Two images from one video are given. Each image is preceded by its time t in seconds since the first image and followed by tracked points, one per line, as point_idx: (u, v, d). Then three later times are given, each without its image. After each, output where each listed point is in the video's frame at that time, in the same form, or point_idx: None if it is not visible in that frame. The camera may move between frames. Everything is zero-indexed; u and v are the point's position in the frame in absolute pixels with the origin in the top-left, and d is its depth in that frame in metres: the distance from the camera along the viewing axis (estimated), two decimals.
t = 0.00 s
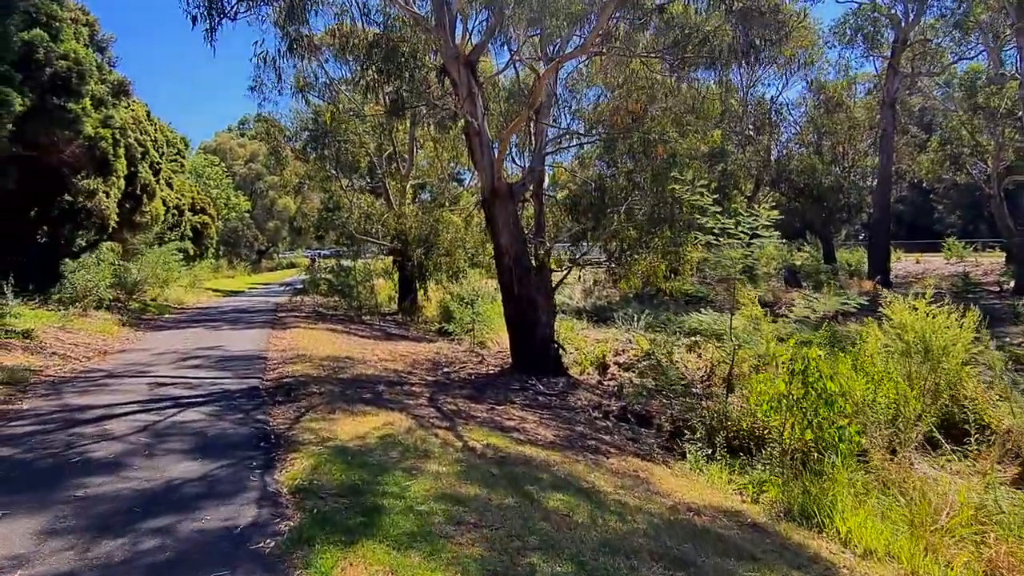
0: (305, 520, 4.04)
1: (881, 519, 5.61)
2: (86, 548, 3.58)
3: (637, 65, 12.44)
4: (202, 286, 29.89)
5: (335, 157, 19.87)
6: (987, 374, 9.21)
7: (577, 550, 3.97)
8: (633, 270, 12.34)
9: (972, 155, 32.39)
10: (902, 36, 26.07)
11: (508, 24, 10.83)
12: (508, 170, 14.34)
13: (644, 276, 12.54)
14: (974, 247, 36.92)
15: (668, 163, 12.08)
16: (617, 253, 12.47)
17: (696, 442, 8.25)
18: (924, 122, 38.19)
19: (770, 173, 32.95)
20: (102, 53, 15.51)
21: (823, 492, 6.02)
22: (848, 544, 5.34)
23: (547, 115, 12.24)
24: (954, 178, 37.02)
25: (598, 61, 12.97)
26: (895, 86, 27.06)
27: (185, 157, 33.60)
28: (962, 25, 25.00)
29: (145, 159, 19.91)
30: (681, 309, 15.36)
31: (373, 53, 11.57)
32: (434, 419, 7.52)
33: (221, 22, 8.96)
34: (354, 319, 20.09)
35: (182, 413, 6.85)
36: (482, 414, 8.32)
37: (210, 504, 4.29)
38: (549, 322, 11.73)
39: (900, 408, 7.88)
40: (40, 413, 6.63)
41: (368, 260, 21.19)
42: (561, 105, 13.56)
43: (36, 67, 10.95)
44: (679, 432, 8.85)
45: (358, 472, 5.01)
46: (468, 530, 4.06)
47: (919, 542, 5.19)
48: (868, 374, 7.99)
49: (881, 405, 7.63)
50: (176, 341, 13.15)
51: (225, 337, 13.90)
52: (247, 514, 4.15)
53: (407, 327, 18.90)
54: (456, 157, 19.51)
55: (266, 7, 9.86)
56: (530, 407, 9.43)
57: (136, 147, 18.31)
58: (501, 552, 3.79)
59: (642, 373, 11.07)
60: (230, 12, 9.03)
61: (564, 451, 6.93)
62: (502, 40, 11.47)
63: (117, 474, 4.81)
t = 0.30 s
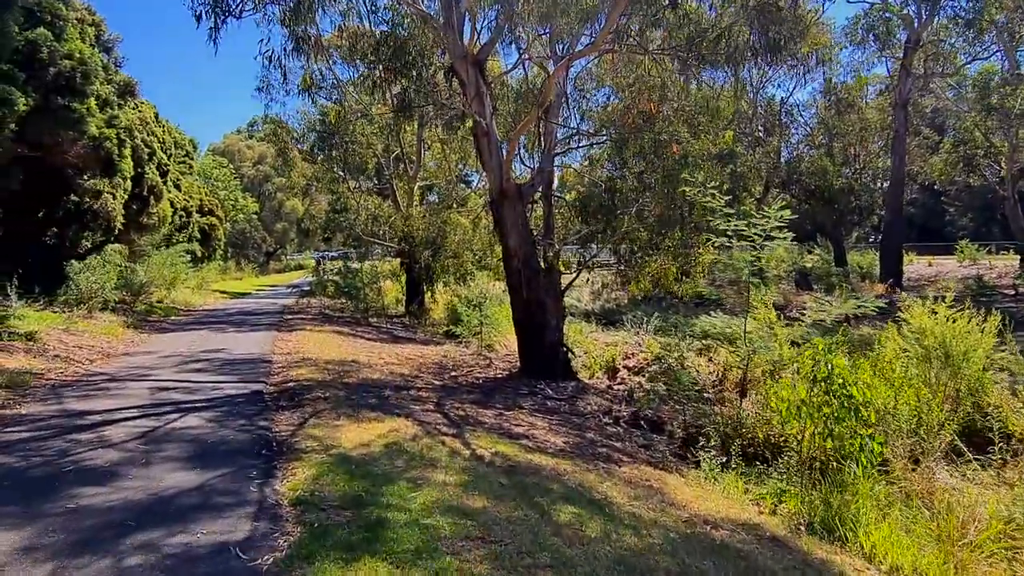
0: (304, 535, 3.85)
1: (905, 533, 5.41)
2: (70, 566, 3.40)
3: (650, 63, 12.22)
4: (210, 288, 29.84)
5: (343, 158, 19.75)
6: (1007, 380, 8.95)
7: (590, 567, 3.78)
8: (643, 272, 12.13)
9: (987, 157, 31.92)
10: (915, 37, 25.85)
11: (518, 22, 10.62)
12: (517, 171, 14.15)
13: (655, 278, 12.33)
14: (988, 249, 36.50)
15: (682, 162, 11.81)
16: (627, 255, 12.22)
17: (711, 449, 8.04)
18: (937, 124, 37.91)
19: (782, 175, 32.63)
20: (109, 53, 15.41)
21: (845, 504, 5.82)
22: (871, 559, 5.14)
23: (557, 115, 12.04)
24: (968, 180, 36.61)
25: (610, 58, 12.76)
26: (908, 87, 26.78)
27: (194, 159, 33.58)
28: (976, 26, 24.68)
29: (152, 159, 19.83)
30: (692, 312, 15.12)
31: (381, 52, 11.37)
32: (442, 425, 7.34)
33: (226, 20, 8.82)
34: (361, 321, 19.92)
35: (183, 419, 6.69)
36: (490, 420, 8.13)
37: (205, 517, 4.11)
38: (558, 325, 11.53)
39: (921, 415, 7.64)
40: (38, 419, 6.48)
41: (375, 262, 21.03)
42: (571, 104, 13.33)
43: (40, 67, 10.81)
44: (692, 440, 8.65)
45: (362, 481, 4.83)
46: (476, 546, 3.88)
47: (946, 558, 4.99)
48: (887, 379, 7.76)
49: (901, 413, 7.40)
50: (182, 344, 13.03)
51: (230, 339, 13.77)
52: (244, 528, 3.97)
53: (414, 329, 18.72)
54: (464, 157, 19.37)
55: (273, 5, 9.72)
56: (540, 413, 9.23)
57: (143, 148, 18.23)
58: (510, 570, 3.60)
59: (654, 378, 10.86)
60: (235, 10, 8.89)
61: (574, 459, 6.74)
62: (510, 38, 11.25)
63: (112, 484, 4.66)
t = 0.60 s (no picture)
0: (302, 548, 3.65)
1: (930, 544, 5.19)
2: None
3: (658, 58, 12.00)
4: (215, 289, 29.79)
5: (348, 158, 19.60)
6: None
7: None
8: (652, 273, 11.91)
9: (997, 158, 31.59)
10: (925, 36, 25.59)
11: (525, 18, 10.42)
12: (525, 170, 13.94)
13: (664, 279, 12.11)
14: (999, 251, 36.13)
15: (693, 161, 11.58)
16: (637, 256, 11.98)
17: (724, 455, 7.83)
18: (947, 125, 37.58)
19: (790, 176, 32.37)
20: (111, 52, 15.28)
21: (866, 514, 5.59)
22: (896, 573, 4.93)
23: (565, 114, 11.82)
24: (977, 181, 36.30)
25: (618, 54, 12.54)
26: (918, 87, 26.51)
27: (199, 160, 33.56)
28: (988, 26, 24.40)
29: (156, 160, 19.71)
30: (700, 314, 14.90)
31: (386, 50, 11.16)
32: (447, 429, 7.14)
33: (228, 17, 8.65)
34: (366, 323, 19.75)
35: (181, 422, 6.50)
36: (497, 423, 7.94)
37: (198, 527, 3.91)
38: (566, 328, 11.32)
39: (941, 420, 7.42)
40: (32, 422, 6.30)
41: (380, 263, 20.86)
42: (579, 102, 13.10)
43: (41, 64, 10.73)
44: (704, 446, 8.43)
45: (363, 490, 4.62)
46: (484, 560, 3.67)
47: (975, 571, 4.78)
48: (906, 383, 7.54)
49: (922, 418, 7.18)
50: (184, 345, 12.86)
51: (233, 341, 13.60)
52: (238, 540, 3.77)
53: (419, 331, 18.55)
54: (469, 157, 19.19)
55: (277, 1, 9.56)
56: (547, 416, 9.03)
57: (148, 149, 18.12)
58: None
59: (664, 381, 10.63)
60: (238, 7, 8.72)
61: (584, 465, 6.53)
62: (517, 35, 11.02)
63: (103, 492, 4.47)
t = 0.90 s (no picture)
0: (299, 563, 3.46)
1: (957, 559, 4.98)
2: None
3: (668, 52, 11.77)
4: (219, 291, 29.67)
5: (352, 159, 19.43)
6: None
7: None
8: (659, 276, 11.69)
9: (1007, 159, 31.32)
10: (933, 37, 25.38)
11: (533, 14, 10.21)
12: (530, 171, 13.75)
13: (672, 280, 11.90)
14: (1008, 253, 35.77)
15: (702, 162, 11.38)
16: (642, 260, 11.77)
17: (738, 461, 7.60)
18: (955, 126, 37.26)
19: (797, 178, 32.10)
20: (113, 51, 15.16)
21: (886, 526, 5.39)
22: None
23: (571, 112, 11.63)
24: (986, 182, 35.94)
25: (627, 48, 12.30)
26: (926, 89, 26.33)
27: (203, 161, 33.45)
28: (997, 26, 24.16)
29: (159, 160, 19.59)
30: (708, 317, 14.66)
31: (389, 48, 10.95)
32: (452, 435, 6.95)
33: (228, 14, 8.48)
34: (369, 325, 19.55)
35: (180, 428, 6.32)
36: (503, 429, 7.73)
37: (190, 541, 3.72)
38: (572, 331, 11.12)
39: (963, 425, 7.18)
40: (26, 427, 6.12)
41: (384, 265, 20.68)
42: (585, 101, 12.90)
43: (40, 62, 10.47)
44: (715, 453, 8.31)
45: (365, 500, 4.43)
46: None
47: None
48: (926, 387, 7.31)
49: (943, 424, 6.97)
50: (185, 348, 12.69)
51: (235, 343, 13.42)
52: (230, 554, 3.59)
53: (422, 333, 18.35)
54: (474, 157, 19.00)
55: None
56: (555, 421, 8.82)
57: (149, 149, 17.97)
58: None
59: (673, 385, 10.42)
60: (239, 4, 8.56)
61: (593, 473, 6.32)
62: (523, 31, 10.82)
63: (93, 502, 4.29)
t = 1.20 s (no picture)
0: None
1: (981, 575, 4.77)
2: None
3: (675, 47, 11.60)
4: (222, 292, 29.56)
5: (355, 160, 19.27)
6: None
7: None
8: (665, 278, 11.47)
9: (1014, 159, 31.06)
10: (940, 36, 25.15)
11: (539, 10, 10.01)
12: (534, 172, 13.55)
13: (678, 282, 11.70)
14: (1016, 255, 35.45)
15: (710, 161, 11.17)
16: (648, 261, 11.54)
17: (748, 468, 7.40)
18: (962, 127, 37.01)
19: (803, 180, 31.85)
20: (113, 49, 15.02)
21: (905, 538, 5.18)
22: None
23: (576, 111, 11.43)
24: (994, 183, 35.64)
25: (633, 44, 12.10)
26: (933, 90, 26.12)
27: (206, 163, 33.36)
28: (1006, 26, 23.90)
29: (161, 161, 19.45)
30: (715, 319, 14.44)
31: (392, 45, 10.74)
32: (454, 441, 6.76)
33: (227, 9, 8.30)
34: (371, 327, 19.38)
35: (174, 433, 6.15)
36: (506, 434, 7.55)
37: (177, 555, 3.54)
38: (576, 334, 10.92)
39: (981, 431, 6.96)
40: (16, 431, 5.95)
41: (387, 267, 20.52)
42: (591, 101, 12.70)
43: (37, 60, 10.30)
44: (726, 457, 7.90)
45: (363, 511, 4.24)
46: None
47: None
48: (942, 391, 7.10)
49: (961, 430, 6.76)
50: (184, 350, 12.51)
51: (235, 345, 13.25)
52: (218, 569, 3.41)
53: (425, 335, 18.16)
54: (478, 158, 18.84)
55: None
56: (559, 426, 8.63)
57: (150, 150, 17.85)
58: None
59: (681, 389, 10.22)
60: None
61: (599, 480, 6.13)
62: (528, 28, 10.64)
63: (78, 512, 4.11)
